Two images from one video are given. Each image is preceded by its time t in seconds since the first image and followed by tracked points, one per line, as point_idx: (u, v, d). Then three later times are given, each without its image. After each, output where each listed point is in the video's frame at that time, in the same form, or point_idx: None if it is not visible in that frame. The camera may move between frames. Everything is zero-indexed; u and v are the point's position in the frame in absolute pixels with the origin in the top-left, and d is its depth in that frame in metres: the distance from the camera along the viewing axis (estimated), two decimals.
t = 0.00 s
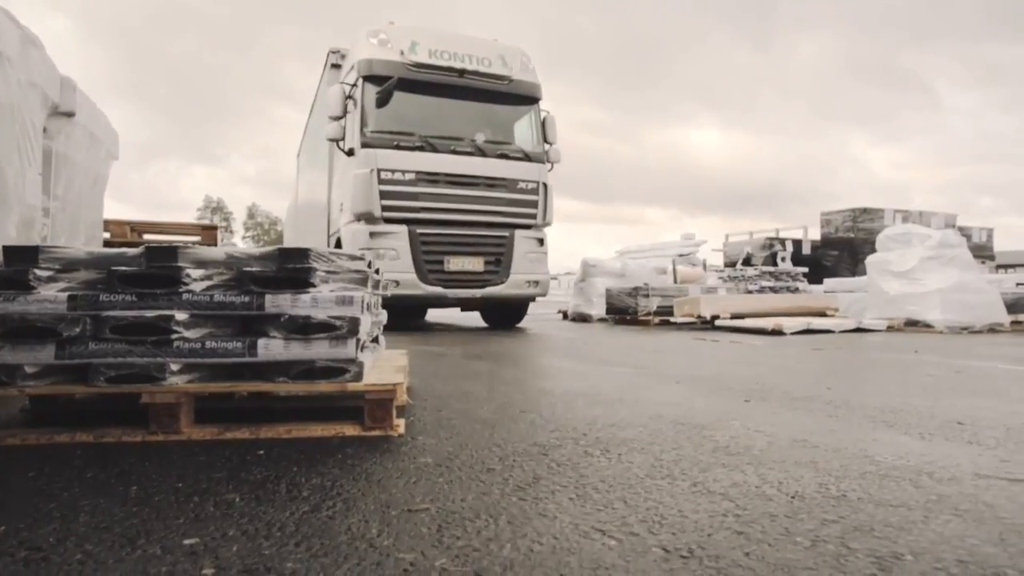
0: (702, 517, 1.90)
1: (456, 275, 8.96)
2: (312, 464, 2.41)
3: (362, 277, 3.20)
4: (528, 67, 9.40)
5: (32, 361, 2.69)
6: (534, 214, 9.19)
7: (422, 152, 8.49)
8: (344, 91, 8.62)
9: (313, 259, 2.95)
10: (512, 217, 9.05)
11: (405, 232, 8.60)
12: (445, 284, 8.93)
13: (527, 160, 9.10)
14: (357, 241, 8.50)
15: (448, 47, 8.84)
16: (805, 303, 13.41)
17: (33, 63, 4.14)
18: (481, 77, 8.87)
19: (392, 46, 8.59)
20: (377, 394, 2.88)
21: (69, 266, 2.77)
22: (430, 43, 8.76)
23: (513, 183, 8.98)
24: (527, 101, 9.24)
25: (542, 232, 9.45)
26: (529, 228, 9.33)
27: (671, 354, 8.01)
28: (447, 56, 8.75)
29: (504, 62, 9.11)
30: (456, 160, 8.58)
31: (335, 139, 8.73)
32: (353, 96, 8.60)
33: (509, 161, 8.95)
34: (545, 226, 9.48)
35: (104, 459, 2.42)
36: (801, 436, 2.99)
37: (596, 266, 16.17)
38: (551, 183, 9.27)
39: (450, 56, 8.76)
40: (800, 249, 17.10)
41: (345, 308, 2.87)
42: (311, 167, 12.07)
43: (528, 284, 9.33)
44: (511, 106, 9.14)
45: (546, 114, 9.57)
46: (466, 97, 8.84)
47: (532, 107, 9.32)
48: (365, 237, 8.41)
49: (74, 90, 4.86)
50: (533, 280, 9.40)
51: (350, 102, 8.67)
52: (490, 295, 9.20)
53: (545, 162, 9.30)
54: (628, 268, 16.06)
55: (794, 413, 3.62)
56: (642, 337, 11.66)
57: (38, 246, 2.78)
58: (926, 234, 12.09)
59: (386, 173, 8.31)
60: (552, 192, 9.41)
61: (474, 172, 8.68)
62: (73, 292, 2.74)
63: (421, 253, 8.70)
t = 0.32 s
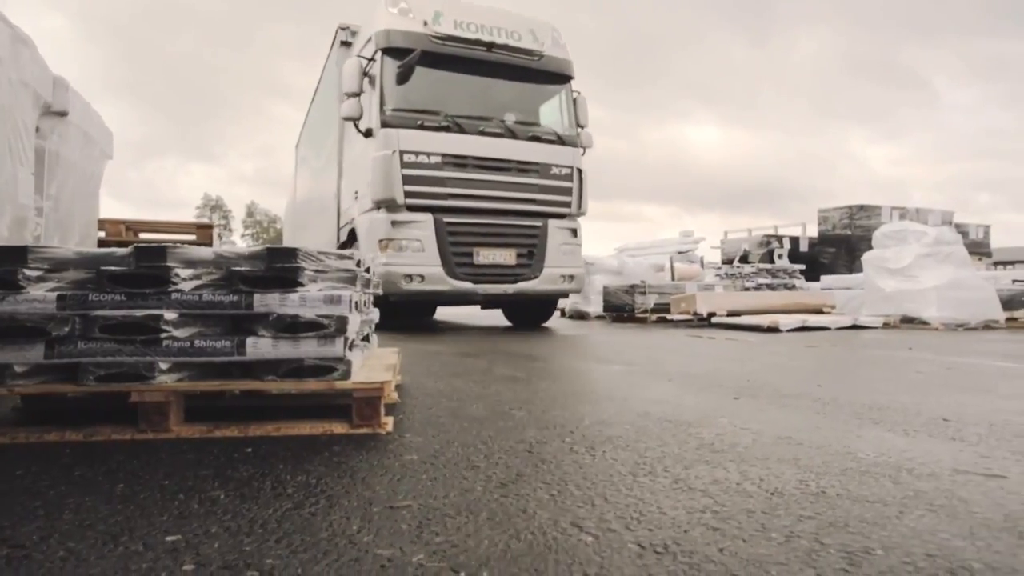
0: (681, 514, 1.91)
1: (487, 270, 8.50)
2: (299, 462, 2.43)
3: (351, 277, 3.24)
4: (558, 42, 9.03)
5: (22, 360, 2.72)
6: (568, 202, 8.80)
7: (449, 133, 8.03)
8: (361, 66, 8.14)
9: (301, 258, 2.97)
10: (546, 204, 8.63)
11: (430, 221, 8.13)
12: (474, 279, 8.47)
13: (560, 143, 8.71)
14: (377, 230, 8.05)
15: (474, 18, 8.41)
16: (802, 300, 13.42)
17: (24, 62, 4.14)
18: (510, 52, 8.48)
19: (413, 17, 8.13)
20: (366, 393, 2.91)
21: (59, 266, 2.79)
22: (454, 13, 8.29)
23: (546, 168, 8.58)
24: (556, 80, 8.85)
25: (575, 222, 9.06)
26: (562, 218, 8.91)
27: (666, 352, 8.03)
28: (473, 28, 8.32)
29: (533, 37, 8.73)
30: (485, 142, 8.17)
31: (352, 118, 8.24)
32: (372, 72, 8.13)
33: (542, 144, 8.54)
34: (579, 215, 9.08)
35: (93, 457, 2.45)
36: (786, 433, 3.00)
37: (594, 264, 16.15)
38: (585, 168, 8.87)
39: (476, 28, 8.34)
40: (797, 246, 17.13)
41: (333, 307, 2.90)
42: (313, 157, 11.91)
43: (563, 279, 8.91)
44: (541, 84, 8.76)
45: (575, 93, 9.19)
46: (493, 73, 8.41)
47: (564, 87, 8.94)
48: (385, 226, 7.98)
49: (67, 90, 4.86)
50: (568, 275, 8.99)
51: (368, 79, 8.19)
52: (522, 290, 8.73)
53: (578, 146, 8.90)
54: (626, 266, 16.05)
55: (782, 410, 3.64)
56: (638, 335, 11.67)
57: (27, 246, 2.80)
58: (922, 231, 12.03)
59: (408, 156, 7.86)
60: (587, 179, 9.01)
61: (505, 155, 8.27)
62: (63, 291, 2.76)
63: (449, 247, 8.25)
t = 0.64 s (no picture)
0: (655, 510, 1.94)
1: (527, 263, 7.70)
2: (283, 459, 2.46)
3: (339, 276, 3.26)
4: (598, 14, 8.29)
5: (10, 360, 2.73)
6: (614, 189, 8.07)
7: (485, 110, 7.29)
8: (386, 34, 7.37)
9: (287, 258, 2.99)
10: (590, 191, 7.90)
11: (466, 208, 7.31)
12: (513, 274, 7.66)
13: (604, 125, 8.00)
14: (406, 217, 7.30)
15: None
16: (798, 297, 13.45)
17: (15, 62, 4.15)
18: (550, 22, 7.75)
19: None
20: (352, 391, 2.93)
21: (47, 266, 2.82)
22: None
23: (590, 151, 7.86)
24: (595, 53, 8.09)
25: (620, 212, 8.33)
26: (606, 207, 8.17)
27: (659, 350, 8.05)
28: None
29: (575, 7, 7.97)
30: (525, 120, 7.44)
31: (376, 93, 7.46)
32: (398, 42, 7.39)
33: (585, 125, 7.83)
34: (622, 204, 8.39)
35: (79, 456, 2.47)
36: (769, 431, 3.03)
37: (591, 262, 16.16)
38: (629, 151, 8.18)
39: None
40: (793, 244, 17.17)
41: (319, 306, 2.92)
42: (315, 149, 11.69)
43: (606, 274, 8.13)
44: (583, 61, 8.04)
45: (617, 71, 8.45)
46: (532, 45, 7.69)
47: (607, 64, 8.22)
48: (415, 213, 7.21)
49: (57, 89, 4.87)
50: (612, 270, 8.25)
51: (394, 50, 7.43)
52: (565, 286, 7.93)
53: (621, 127, 8.20)
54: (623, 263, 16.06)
55: (769, 407, 3.66)
56: (634, 332, 11.70)
57: (16, 247, 2.82)
58: (916, 228, 12.17)
59: (440, 134, 7.10)
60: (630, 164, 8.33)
61: (546, 136, 7.54)
62: (50, 292, 2.78)
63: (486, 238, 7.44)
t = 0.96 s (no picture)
0: (632, 507, 1.96)
1: (582, 259, 7.10)
2: (268, 458, 2.48)
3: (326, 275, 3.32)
4: None
5: None
6: (671, 177, 7.56)
7: (535, 84, 6.73)
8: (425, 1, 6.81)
9: (274, 258, 3.03)
10: (648, 179, 7.38)
11: (516, 195, 6.72)
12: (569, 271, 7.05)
13: (661, 106, 7.48)
14: (446, 205, 6.66)
15: None
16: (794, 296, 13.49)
17: (6, 63, 4.15)
18: None
19: None
20: (339, 390, 2.96)
21: (37, 267, 2.84)
22: None
23: (649, 134, 7.32)
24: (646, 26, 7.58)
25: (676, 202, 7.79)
26: (662, 197, 7.64)
27: (653, 348, 8.07)
28: None
29: None
30: (578, 98, 6.89)
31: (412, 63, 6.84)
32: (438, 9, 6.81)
33: (642, 105, 7.30)
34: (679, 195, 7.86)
35: (67, 456, 2.49)
36: (754, 429, 3.04)
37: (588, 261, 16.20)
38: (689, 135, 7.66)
39: None
40: (790, 243, 17.23)
41: (306, 306, 2.94)
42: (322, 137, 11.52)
43: (667, 271, 7.57)
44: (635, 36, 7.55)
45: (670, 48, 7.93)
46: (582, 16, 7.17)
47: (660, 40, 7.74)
48: (457, 199, 6.57)
49: (50, 89, 4.86)
50: (672, 266, 7.67)
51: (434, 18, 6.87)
52: (622, 285, 7.34)
53: (678, 109, 7.69)
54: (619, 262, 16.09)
55: (757, 406, 3.68)
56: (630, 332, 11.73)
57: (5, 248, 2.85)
58: (911, 227, 12.23)
59: (486, 111, 6.50)
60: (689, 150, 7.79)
61: (601, 115, 6.99)
62: (39, 292, 2.80)
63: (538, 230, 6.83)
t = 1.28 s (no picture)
0: (609, 505, 1.99)
1: (657, 252, 6.26)
2: (254, 457, 2.50)
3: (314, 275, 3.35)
4: None
5: None
6: (749, 160, 6.84)
7: (604, 49, 6.00)
8: None
9: (262, 259, 3.06)
10: (725, 161, 6.66)
11: (585, 175, 5.89)
12: (642, 265, 6.19)
13: (738, 79, 6.82)
14: (503, 186, 5.82)
15: None
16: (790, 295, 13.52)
17: None
18: None
19: None
20: (326, 390, 2.98)
21: (25, 268, 2.87)
22: None
23: (725, 111, 6.63)
24: None
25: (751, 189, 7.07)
26: (738, 182, 6.91)
27: (648, 347, 8.10)
28: None
29: None
30: (650, 65, 6.17)
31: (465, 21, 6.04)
32: None
33: (717, 76, 6.62)
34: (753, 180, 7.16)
35: (54, 455, 2.51)
36: (740, 429, 3.06)
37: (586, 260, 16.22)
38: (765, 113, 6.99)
39: None
40: (787, 242, 17.26)
41: (293, 307, 2.97)
42: (331, 122, 11.19)
43: (745, 267, 6.80)
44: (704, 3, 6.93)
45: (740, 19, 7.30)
46: None
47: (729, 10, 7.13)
48: (518, 180, 5.71)
49: (42, 90, 4.88)
50: (750, 262, 6.90)
51: None
52: (698, 282, 6.49)
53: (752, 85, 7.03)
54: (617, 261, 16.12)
55: (744, 406, 3.70)
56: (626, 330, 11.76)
57: None
58: (906, 227, 12.28)
59: (551, 76, 5.73)
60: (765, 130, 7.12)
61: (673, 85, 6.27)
62: (28, 293, 2.83)
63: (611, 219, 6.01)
